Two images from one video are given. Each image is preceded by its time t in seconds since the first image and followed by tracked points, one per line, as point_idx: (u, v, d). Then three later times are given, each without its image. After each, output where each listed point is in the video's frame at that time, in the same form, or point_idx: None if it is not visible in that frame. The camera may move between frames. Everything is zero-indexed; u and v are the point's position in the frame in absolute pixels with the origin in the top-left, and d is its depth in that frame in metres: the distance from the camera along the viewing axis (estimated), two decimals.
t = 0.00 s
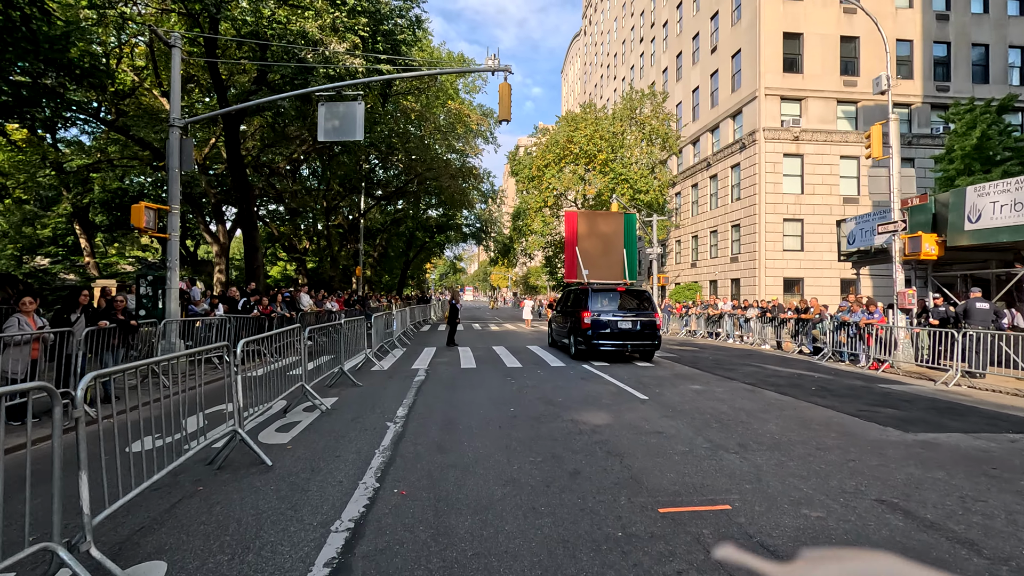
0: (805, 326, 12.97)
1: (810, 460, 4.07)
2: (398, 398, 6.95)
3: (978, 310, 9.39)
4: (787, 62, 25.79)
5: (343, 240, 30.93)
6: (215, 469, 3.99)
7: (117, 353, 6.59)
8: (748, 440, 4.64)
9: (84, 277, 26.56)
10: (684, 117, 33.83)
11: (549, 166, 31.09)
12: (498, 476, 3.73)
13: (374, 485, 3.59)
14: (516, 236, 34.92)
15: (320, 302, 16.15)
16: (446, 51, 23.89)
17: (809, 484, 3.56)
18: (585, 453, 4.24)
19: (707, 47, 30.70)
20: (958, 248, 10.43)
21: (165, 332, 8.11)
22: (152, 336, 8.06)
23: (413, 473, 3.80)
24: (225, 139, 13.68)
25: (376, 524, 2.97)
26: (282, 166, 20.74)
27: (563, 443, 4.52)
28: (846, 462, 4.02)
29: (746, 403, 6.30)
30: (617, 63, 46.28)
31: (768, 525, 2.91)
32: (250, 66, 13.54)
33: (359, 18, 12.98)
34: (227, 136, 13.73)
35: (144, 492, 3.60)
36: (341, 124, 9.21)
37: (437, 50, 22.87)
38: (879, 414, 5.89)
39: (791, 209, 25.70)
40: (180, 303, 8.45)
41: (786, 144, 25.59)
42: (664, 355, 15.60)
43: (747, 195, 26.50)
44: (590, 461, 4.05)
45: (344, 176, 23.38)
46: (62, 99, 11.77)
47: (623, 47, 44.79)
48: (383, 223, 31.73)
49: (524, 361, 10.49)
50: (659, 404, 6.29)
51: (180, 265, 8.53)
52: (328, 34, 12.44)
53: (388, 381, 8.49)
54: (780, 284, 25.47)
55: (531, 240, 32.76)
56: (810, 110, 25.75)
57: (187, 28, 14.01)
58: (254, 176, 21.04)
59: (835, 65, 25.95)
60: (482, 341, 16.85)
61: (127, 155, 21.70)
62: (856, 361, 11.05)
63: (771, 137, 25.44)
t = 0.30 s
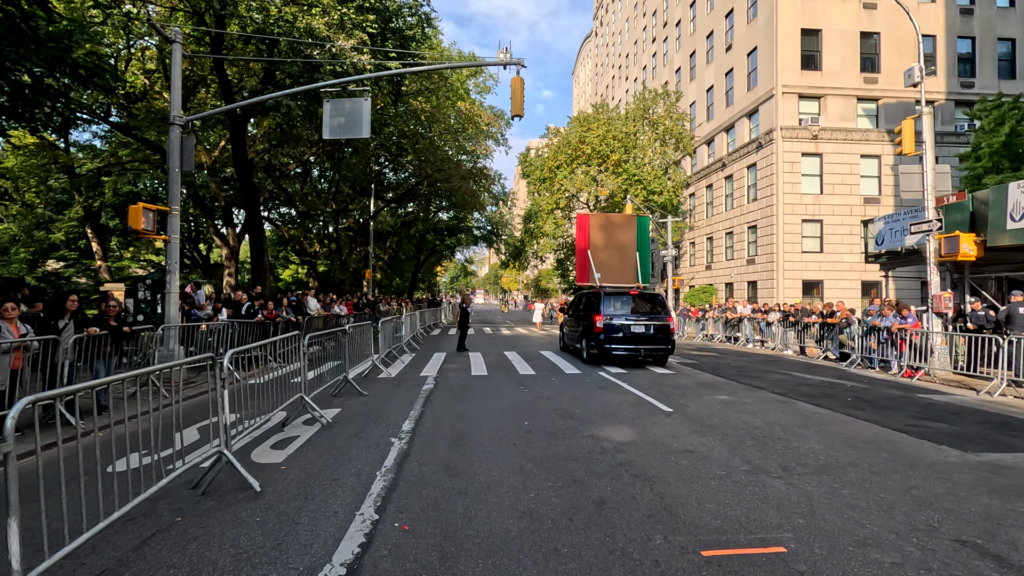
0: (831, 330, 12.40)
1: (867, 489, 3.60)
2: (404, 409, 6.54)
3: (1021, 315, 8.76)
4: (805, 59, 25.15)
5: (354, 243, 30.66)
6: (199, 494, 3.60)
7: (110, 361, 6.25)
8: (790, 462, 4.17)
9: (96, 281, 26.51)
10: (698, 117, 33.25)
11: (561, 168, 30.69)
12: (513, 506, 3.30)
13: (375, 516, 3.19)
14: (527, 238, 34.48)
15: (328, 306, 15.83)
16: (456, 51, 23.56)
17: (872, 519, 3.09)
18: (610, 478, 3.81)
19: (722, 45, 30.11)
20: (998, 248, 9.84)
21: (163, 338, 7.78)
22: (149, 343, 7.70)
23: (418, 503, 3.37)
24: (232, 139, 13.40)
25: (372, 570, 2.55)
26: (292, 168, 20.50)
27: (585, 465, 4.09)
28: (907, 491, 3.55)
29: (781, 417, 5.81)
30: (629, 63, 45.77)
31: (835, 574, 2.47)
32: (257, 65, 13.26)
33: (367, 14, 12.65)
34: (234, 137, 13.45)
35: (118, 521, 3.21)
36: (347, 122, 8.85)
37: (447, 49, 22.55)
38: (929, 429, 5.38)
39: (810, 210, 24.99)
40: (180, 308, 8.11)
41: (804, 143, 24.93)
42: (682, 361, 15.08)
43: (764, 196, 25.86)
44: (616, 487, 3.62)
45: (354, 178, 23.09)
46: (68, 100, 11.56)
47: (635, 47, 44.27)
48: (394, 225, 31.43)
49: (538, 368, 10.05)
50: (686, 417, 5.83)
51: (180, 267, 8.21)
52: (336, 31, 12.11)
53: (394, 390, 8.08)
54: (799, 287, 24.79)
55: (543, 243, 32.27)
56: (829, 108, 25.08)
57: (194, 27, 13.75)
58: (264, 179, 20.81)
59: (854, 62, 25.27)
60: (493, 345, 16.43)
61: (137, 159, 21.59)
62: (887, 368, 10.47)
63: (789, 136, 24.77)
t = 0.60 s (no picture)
0: (853, 333, 11.88)
1: (930, 512, 3.15)
2: (407, 415, 6.13)
3: None
4: (819, 55, 24.59)
5: (360, 245, 30.36)
6: (170, 515, 3.20)
7: (93, 364, 5.87)
8: (833, 479, 3.73)
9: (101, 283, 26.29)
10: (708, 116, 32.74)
11: (569, 168, 30.37)
12: (523, 532, 2.88)
13: (365, 545, 2.77)
14: (535, 239, 34.12)
15: (331, 307, 15.47)
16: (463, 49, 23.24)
17: (944, 551, 2.65)
18: (633, 498, 3.38)
19: (733, 43, 29.61)
20: None
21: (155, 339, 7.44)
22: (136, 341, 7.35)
23: (415, 528, 2.96)
24: (233, 136, 13.07)
25: None
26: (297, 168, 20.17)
27: (604, 482, 3.67)
28: (976, 515, 3.11)
29: (814, 426, 5.35)
30: (638, 63, 45.30)
31: None
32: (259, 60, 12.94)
33: (371, 6, 12.32)
34: (236, 135, 13.15)
35: (73, 547, 2.83)
36: (348, 114, 8.51)
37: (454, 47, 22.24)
38: (979, 440, 4.92)
39: (825, 210, 24.40)
40: (173, 308, 7.75)
41: (819, 142, 24.37)
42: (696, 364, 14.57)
43: (778, 195, 25.29)
44: (640, 510, 3.19)
45: (359, 177, 22.77)
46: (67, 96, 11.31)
47: (644, 47, 43.81)
48: (400, 226, 31.09)
49: (547, 373, 9.66)
50: (710, 426, 5.39)
51: (174, 265, 7.89)
52: (339, 23, 11.77)
53: (395, 394, 7.70)
54: (814, 288, 24.18)
55: (551, 244, 31.78)
56: (845, 105, 24.51)
57: (195, 22, 13.44)
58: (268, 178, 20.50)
59: (870, 58, 24.69)
60: (500, 348, 15.99)
61: (141, 159, 21.34)
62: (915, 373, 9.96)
63: (802, 134, 24.23)
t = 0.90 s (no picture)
0: (874, 338, 11.41)
1: (1005, 555, 2.73)
2: (406, 428, 5.74)
3: None
4: (831, 54, 24.11)
5: (363, 247, 30.07)
6: (130, 555, 2.80)
7: (72, 376, 5.50)
8: (883, 511, 3.32)
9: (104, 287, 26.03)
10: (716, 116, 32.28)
11: (575, 169, 29.99)
12: None
13: None
14: (541, 242, 33.69)
15: (332, 311, 15.10)
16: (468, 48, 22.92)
17: None
18: (660, 534, 2.99)
19: (742, 42, 29.14)
20: None
21: (145, 348, 7.12)
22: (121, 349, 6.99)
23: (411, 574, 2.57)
24: (232, 136, 12.73)
25: None
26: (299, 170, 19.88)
27: (625, 514, 3.28)
28: None
29: (849, 443, 4.93)
30: (644, 64, 44.88)
31: None
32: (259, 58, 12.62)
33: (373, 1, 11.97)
34: (234, 134, 12.80)
35: None
36: (347, 110, 8.14)
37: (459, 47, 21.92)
38: None
39: (837, 211, 23.89)
40: (163, 314, 7.41)
41: (830, 142, 23.88)
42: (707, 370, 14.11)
43: (788, 197, 24.78)
44: (668, 550, 2.80)
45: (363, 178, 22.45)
46: (61, 94, 10.99)
47: (650, 48, 43.42)
48: (404, 229, 30.78)
49: (554, 381, 9.25)
50: (735, 443, 4.97)
51: (164, 269, 7.56)
52: (340, 19, 11.43)
53: (394, 404, 7.29)
54: (826, 292, 23.66)
55: (557, 246, 31.35)
56: (857, 105, 24.00)
57: (193, 19, 13.14)
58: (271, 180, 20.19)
59: (883, 57, 24.16)
60: (506, 353, 15.57)
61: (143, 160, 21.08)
62: (942, 381, 9.49)
63: (813, 135, 23.74)
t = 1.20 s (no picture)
0: (901, 341, 10.88)
1: None
2: (409, 438, 5.31)
3: None
4: (847, 50, 23.51)
5: (370, 248, 29.76)
6: None
7: (52, 381, 5.14)
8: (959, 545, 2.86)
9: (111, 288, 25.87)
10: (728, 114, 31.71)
11: (585, 169, 29.54)
12: None
13: None
14: (549, 243, 33.23)
15: (337, 312, 14.75)
16: (477, 46, 22.54)
17: None
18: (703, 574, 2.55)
19: (755, 39, 28.57)
20: None
21: (137, 351, 6.79)
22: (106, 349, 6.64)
23: None
24: (234, 133, 12.40)
25: None
26: (305, 170, 19.56)
27: (659, 547, 2.84)
28: None
29: (899, 459, 4.45)
30: (654, 63, 44.36)
31: None
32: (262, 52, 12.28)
33: None
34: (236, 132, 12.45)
35: None
36: (350, 101, 7.75)
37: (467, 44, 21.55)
38: None
39: (854, 210, 23.27)
40: (155, 316, 7.06)
41: (848, 139, 23.26)
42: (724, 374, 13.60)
43: (804, 195, 24.18)
44: None
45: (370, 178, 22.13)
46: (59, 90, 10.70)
47: (660, 46, 42.89)
48: (412, 230, 30.45)
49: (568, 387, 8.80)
50: (771, 458, 4.51)
51: (157, 268, 7.19)
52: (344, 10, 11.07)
53: (397, 410, 6.84)
54: (843, 293, 23.05)
55: (566, 247, 30.92)
56: (875, 101, 23.38)
57: (196, 14, 12.83)
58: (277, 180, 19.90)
59: (902, 52, 23.53)
60: (515, 356, 15.14)
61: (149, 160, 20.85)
62: (977, 387, 8.96)
63: (830, 132, 23.13)
